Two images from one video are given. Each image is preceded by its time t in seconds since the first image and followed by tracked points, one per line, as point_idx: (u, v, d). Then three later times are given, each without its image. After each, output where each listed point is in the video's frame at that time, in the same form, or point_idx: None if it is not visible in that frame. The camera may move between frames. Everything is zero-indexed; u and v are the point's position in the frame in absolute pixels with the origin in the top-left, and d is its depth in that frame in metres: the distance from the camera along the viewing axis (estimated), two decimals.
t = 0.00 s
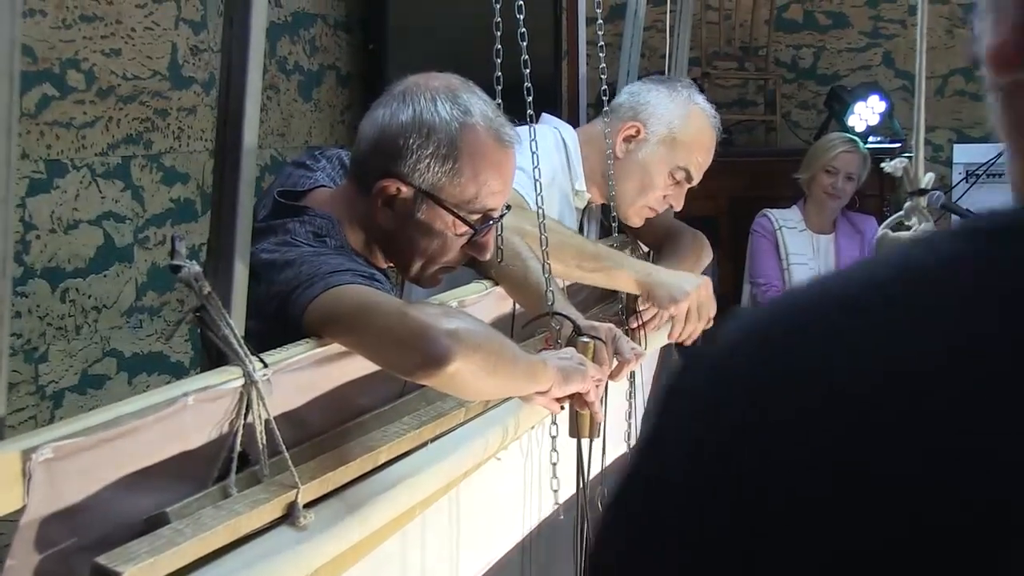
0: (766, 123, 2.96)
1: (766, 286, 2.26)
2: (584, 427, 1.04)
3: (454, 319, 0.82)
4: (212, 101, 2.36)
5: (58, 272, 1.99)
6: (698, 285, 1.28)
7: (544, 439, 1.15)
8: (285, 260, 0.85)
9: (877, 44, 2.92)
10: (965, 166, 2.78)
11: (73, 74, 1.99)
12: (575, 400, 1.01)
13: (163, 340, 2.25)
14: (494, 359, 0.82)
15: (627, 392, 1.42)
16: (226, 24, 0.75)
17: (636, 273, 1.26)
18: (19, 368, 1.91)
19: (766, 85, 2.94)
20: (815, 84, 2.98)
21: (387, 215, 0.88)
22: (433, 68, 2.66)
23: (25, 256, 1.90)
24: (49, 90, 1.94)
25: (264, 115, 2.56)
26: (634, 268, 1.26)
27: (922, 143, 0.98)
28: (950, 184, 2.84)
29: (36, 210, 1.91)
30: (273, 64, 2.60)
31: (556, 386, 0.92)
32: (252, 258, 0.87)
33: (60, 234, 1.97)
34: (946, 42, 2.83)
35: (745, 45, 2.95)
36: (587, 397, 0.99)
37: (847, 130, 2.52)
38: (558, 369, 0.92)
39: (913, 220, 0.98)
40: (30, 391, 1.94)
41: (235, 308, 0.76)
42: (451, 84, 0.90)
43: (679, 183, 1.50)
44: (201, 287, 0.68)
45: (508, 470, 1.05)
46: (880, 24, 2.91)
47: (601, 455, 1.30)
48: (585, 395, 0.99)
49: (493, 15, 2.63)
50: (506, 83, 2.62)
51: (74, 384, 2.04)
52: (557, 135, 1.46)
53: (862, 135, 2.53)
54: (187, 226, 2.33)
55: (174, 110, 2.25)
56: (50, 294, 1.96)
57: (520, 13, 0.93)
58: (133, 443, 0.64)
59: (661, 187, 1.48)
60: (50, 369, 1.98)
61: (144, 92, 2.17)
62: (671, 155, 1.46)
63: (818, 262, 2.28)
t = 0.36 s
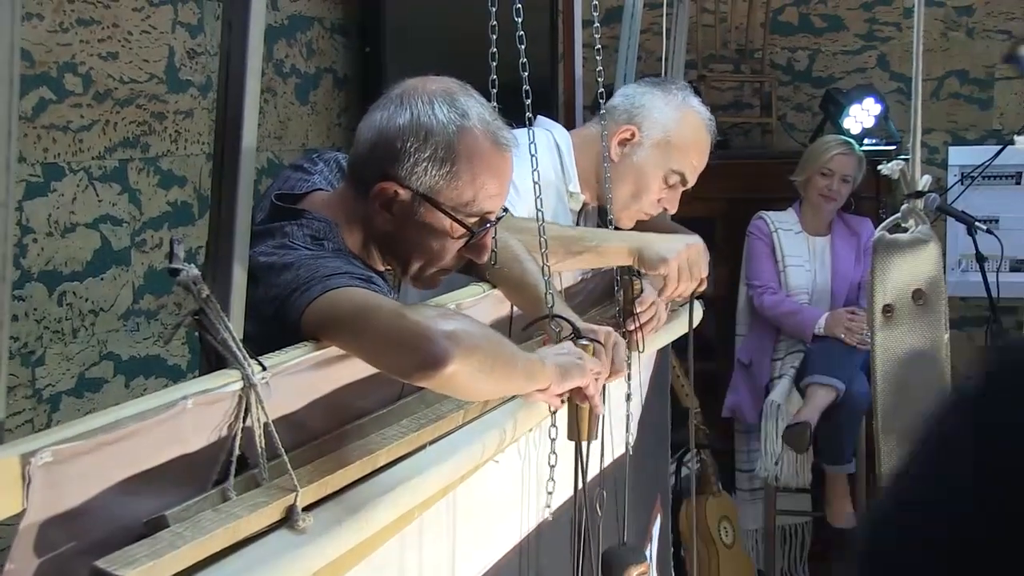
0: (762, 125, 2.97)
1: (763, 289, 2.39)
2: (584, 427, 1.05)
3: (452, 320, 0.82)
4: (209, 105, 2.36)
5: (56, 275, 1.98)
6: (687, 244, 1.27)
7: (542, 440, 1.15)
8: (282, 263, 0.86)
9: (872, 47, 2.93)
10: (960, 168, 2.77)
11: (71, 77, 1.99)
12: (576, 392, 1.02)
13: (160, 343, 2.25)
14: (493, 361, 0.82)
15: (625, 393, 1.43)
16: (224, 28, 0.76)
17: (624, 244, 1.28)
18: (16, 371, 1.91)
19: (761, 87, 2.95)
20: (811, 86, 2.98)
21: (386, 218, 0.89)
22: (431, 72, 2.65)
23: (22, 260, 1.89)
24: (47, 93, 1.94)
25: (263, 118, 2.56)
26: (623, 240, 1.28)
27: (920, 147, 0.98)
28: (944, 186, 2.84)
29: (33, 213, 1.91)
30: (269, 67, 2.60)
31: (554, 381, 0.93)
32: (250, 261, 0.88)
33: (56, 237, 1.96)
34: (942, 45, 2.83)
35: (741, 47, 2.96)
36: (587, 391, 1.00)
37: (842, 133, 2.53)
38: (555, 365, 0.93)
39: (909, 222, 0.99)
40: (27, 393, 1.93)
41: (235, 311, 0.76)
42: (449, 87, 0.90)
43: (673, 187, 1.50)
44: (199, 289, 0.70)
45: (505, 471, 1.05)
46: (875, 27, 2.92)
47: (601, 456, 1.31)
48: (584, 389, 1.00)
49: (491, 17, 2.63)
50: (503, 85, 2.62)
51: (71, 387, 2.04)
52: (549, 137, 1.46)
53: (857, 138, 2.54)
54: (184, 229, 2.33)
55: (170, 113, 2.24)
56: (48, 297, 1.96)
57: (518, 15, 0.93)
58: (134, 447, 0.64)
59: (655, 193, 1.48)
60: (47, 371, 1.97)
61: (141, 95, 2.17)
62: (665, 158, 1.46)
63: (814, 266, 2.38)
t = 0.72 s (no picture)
0: (756, 132, 2.98)
1: (758, 295, 2.39)
2: (580, 435, 1.06)
3: (449, 329, 0.82)
4: (206, 111, 2.35)
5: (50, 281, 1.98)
6: (687, 299, 1.28)
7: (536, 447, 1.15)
8: (280, 268, 0.87)
9: (865, 54, 2.94)
10: (953, 175, 2.82)
11: (66, 83, 1.99)
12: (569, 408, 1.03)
13: (155, 348, 2.23)
14: (490, 370, 0.82)
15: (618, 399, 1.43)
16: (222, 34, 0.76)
17: (624, 282, 1.28)
18: (10, 377, 1.90)
19: (755, 94, 2.95)
20: (805, 93, 2.99)
21: (382, 224, 0.89)
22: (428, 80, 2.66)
23: (16, 266, 1.89)
24: (42, 99, 1.94)
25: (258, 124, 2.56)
26: (624, 278, 1.28)
27: (914, 154, 0.98)
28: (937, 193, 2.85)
29: (28, 220, 1.91)
30: (266, 73, 2.60)
31: (549, 397, 0.93)
32: (247, 267, 0.90)
33: (51, 243, 1.96)
34: (934, 53, 2.84)
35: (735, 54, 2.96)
36: (581, 404, 1.00)
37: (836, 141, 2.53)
38: (551, 379, 0.94)
39: (902, 230, 0.98)
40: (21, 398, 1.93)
41: (231, 318, 0.76)
42: (445, 94, 0.90)
43: (671, 193, 1.50)
44: (196, 297, 0.69)
45: (500, 477, 1.06)
46: (869, 35, 2.93)
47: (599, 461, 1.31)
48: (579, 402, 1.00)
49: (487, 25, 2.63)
50: (499, 92, 2.63)
51: (66, 393, 2.03)
52: (548, 141, 1.47)
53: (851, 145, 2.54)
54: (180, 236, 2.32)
55: (166, 119, 2.24)
56: (42, 303, 1.96)
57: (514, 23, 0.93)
58: (129, 453, 0.64)
59: (652, 197, 1.48)
60: (40, 376, 1.97)
61: (137, 101, 2.16)
62: (663, 165, 1.46)
63: (809, 272, 2.39)
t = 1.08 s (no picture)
0: (752, 136, 2.98)
1: (754, 299, 2.39)
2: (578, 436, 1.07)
3: (445, 331, 0.82)
4: (202, 117, 2.36)
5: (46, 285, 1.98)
6: (680, 285, 1.34)
7: (534, 451, 1.15)
8: (276, 273, 0.87)
9: (861, 59, 2.94)
10: (949, 180, 2.81)
11: (63, 88, 1.99)
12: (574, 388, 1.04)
13: (152, 353, 2.23)
14: (487, 371, 0.83)
15: (614, 403, 1.44)
16: (220, 39, 0.76)
17: (620, 276, 1.30)
18: (7, 381, 1.90)
19: (751, 99, 2.96)
20: (801, 97, 2.99)
21: (381, 230, 0.89)
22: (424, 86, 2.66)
23: (14, 270, 1.90)
24: (38, 104, 1.94)
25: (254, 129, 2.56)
26: (619, 270, 1.31)
27: (910, 159, 0.98)
28: (933, 197, 2.85)
29: (25, 224, 1.91)
30: (262, 78, 2.61)
31: (551, 383, 0.94)
32: (243, 271, 0.90)
33: (48, 247, 1.96)
34: (930, 58, 2.85)
35: (731, 59, 2.97)
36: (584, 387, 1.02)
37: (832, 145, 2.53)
38: (551, 367, 0.95)
39: (900, 234, 0.98)
40: (18, 402, 1.93)
41: (228, 323, 0.76)
42: (441, 98, 0.91)
43: (666, 200, 1.50)
44: (194, 300, 0.69)
45: (497, 480, 1.06)
46: (865, 40, 2.93)
47: (595, 463, 1.31)
48: (582, 386, 1.02)
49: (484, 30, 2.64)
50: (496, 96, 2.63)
51: (63, 397, 2.03)
52: (544, 145, 1.47)
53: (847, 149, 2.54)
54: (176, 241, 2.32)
55: (163, 123, 2.24)
56: (38, 307, 1.96)
57: (511, 27, 0.93)
58: (128, 457, 0.64)
59: (646, 204, 1.48)
60: (37, 380, 1.97)
61: (133, 105, 2.16)
62: (657, 170, 1.46)
63: (805, 276, 2.39)
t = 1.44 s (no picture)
0: (749, 133, 2.98)
1: (751, 296, 2.40)
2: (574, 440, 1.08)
3: (445, 331, 0.82)
4: (199, 116, 2.35)
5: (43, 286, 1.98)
6: (679, 263, 1.29)
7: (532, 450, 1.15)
8: (273, 272, 0.87)
9: (858, 55, 2.95)
10: (946, 176, 2.80)
11: (59, 88, 1.99)
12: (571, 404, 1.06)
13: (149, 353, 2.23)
14: (487, 372, 0.82)
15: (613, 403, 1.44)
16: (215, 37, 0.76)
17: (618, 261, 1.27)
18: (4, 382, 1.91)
19: (748, 96, 2.96)
20: (798, 94, 2.99)
21: (381, 231, 0.89)
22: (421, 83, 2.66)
23: (10, 271, 1.90)
24: (35, 104, 1.94)
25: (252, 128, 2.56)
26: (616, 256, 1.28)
27: (906, 155, 0.99)
28: (930, 193, 2.85)
29: (22, 224, 1.91)
30: (258, 77, 2.60)
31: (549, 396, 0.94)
32: (241, 270, 0.90)
33: (45, 247, 1.96)
34: (926, 54, 2.85)
35: (728, 56, 2.97)
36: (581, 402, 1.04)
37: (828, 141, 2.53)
38: (549, 380, 0.95)
39: (896, 230, 0.98)
40: (15, 403, 1.93)
41: (225, 322, 0.76)
42: (436, 97, 0.91)
43: (664, 187, 1.50)
44: (191, 301, 0.69)
45: (495, 481, 1.06)
46: (862, 36, 2.93)
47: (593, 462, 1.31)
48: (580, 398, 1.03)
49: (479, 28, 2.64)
50: (493, 94, 2.63)
51: (60, 398, 2.03)
52: (541, 141, 1.47)
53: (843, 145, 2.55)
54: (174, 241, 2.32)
55: (159, 123, 2.23)
56: (36, 308, 1.96)
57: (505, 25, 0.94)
58: (126, 457, 0.63)
59: (645, 192, 1.49)
60: (35, 381, 1.97)
61: (130, 105, 2.16)
62: (655, 159, 1.47)
63: (802, 272, 2.39)
